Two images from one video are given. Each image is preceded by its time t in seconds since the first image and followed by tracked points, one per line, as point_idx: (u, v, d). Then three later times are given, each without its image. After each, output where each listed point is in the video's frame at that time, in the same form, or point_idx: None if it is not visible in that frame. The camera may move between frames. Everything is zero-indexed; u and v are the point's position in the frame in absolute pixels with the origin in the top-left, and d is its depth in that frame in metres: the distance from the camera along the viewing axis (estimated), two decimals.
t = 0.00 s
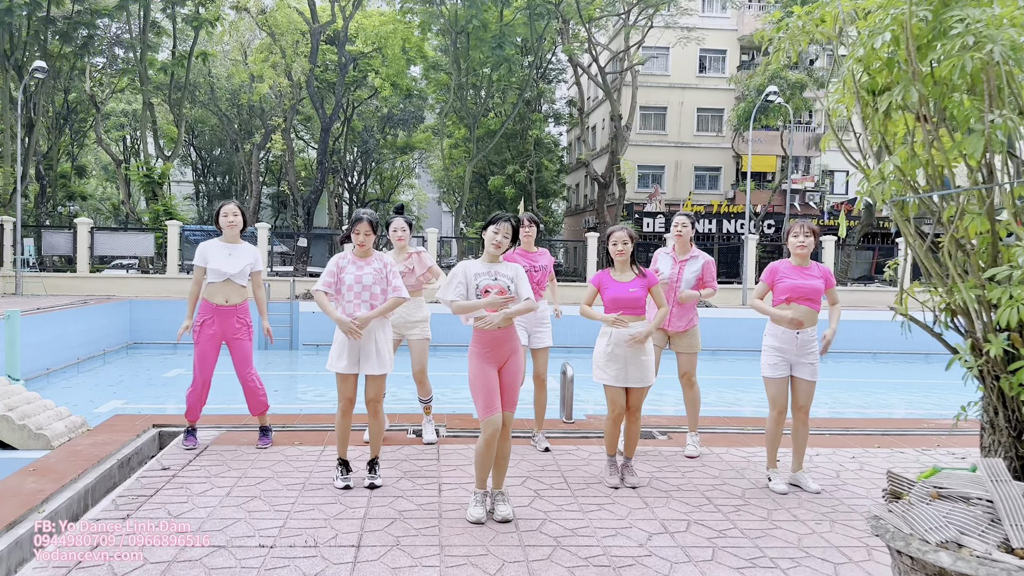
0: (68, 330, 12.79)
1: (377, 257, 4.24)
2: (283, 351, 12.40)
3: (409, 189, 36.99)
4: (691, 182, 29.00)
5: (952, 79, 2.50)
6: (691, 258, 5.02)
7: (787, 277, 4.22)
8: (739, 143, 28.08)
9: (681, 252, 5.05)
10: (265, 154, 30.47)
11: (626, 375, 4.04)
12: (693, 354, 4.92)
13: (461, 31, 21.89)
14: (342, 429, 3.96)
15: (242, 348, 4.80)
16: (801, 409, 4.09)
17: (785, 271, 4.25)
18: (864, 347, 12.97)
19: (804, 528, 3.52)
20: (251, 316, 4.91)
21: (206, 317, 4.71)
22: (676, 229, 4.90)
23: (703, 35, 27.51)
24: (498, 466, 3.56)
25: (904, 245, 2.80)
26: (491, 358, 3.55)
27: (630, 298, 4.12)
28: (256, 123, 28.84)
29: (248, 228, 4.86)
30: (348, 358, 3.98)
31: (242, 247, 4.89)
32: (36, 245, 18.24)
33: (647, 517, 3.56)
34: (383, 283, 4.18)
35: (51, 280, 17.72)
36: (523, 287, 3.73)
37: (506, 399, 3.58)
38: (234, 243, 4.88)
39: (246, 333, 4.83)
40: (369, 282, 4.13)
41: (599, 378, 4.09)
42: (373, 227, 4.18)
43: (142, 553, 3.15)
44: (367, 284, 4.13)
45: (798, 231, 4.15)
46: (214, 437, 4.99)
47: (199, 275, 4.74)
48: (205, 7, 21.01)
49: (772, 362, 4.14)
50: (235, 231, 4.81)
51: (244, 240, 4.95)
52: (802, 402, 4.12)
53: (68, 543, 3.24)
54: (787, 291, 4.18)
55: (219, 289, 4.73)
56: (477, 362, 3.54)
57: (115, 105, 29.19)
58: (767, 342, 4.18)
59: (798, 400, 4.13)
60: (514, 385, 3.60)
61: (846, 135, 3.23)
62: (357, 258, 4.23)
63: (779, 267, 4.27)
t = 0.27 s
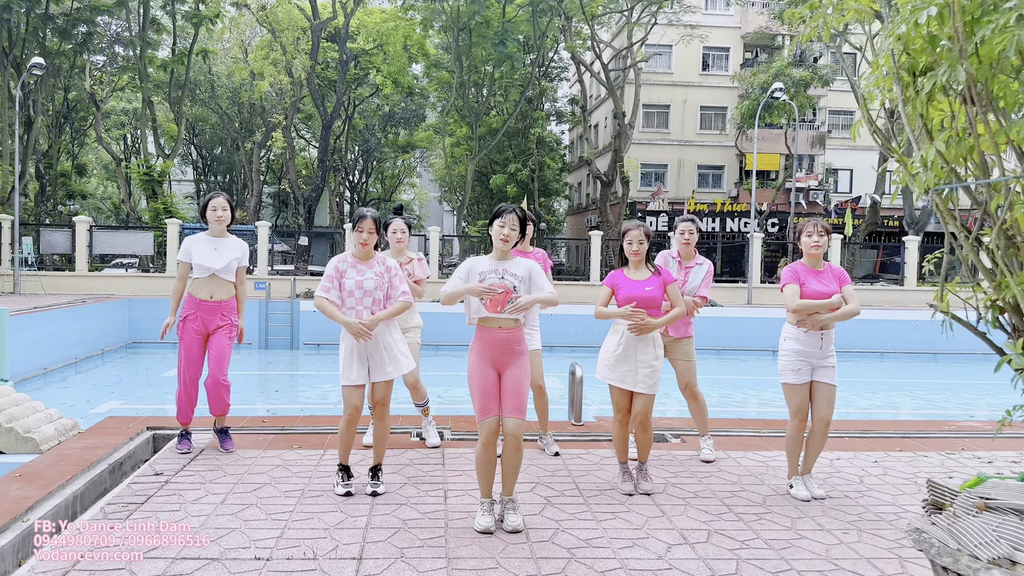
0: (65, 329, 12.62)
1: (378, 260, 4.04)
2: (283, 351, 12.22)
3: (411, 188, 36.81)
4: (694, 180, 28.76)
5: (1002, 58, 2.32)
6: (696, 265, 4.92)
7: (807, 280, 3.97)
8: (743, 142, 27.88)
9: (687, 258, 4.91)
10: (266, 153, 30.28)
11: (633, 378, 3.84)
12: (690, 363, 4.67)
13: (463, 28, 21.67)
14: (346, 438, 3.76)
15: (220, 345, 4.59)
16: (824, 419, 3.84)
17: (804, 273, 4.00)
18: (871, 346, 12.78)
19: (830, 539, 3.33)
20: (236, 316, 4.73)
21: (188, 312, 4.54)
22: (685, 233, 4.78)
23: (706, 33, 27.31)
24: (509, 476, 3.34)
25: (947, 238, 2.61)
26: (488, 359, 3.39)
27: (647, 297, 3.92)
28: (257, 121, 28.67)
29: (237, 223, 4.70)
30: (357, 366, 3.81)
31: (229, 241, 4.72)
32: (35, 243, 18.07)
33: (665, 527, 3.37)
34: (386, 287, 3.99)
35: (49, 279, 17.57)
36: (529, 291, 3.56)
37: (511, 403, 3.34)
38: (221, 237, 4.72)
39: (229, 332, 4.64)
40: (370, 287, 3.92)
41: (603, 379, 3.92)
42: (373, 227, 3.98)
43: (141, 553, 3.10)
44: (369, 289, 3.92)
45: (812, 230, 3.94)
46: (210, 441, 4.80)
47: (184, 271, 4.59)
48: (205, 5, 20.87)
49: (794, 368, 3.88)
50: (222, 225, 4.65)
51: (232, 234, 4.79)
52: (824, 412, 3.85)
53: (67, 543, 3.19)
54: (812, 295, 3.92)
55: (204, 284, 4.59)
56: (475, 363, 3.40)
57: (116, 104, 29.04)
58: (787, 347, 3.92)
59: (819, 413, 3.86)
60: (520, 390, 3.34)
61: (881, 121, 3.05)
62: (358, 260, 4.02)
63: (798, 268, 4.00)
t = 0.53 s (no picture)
0: (61, 328, 12.45)
1: (373, 248, 3.86)
2: (281, 351, 12.06)
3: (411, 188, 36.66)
4: (695, 179, 28.59)
5: None
6: (697, 247, 4.77)
7: (821, 270, 3.78)
8: (744, 140, 27.72)
9: (685, 240, 4.74)
10: (265, 152, 30.12)
11: (660, 380, 3.70)
12: (715, 349, 4.56)
13: (464, 25, 21.49)
14: (333, 434, 3.64)
15: (228, 344, 4.45)
16: (839, 416, 3.70)
17: (816, 262, 3.82)
18: (877, 345, 12.61)
19: (850, 545, 3.16)
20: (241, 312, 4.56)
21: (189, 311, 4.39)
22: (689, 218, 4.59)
23: (708, 31, 27.14)
24: (506, 481, 3.19)
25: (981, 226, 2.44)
26: (486, 357, 3.22)
27: (651, 291, 3.75)
28: (256, 120, 28.50)
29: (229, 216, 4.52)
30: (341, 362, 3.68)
31: (222, 235, 4.53)
32: (32, 242, 17.91)
33: (676, 533, 3.20)
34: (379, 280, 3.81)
35: (46, 277, 17.45)
36: (538, 285, 3.33)
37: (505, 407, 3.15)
38: (214, 231, 4.54)
39: (233, 329, 4.46)
40: (367, 280, 3.76)
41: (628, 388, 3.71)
42: (364, 212, 3.81)
43: (147, 553, 2.99)
44: (366, 281, 3.76)
45: (829, 220, 3.79)
46: (200, 442, 4.64)
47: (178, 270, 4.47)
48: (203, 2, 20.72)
49: (809, 367, 3.71)
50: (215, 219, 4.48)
51: (225, 226, 4.60)
52: (839, 410, 3.70)
53: (68, 541, 3.08)
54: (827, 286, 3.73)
55: (202, 282, 4.42)
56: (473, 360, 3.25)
57: (115, 102, 28.88)
58: (802, 345, 3.74)
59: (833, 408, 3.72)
60: (516, 395, 3.16)
61: (907, 100, 2.88)
62: (351, 251, 3.85)
63: (810, 260, 3.82)
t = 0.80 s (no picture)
0: (55, 327, 12.29)
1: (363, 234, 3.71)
2: (277, 350, 11.89)
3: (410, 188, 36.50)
4: (696, 179, 28.42)
5: None
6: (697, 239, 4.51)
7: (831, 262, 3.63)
8: (745, 140, 27.57)
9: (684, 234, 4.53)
10: (264, 152, 29.94)
11: (656, 370, 3.51)
12: (712, 346, 4.38)
13: (463, 23, 21.29)
14: (322, 435, 3.47)
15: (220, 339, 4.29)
16: (851, 413, 3.54)
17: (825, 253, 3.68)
18: (880, 345, 12.44)
19: (866, 550, 2.99)
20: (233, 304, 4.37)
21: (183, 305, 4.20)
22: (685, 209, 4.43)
23: (708, 30, 26.99)
24: (509, 480, 3.03)
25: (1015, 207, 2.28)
26: (491, 350, 3.04)
27: (657, 280, 3.61)
28: (255, 120, 28.32)
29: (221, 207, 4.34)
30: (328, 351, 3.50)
31: (214, 225, 4.37)
32: (27, 241, 17.74)
33: (681, 538, 3.03)
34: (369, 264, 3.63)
35: (40, 276, 17.32)
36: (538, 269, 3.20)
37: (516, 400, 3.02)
38: (206, 221, 4.37)
39: (227, 323, 4.30)
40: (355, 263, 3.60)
41: (623, 375, 3.55)
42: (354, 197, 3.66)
43: (148, 553, 2.87)
44: (354, 265, 3.60)
45: (838, 210, 3.62)
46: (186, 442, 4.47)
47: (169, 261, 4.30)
48: None
49: (822, 361, 3.53)
50: (207, 208, 4.28)
51: (217, 217, 4.44)
52: (852, 405, 3.54)
53: (68, 539, 2.96)
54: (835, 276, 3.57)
55: (196, 274, 4.21)
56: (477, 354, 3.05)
57: (112, 102, 28.72)
58: (814, 339, 3.57)
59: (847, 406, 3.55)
60: (528, 385, 3.04)
61: (934, 72, 2.70)
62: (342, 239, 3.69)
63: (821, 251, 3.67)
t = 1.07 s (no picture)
0: (50, 329, 12.18)
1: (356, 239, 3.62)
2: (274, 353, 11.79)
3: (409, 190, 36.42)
4: (696, 180, 28.32)
5: None
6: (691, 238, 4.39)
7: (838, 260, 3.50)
8: (746, 141, 27.47)
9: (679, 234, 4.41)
10: (262, 153, 29.85)
11: (645, 375, 3.43)
12: (693, 356, 4.35)
13: (462, 23, 21.18)
14: (319, 446, 3.35)
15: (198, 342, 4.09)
16: (859, 416, 3.43)
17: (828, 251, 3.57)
18: (883, 346, 12.33)
19: (876, 560, 2.88)
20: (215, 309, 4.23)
21: (164, 306, 4.06)
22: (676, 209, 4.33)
23: (708, 30, 26.91)
24: (506, 490, 2.90)
25: None
26: (488, 354, 2.93)
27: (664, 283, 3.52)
28: (253, 121, 28.24)
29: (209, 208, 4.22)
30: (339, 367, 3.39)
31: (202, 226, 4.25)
32: (23, 242, 17.63)
33: (684, 547, 2.91)
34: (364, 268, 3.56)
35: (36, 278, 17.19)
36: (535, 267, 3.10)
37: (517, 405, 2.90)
38: (193, 222, 4.25)
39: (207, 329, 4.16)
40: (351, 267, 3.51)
41: (611, 375, 3.50)
42: (348, 203, 3.56)
43: (146, 554, 2.82)
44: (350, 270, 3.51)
45: (845, 208, 3.53)
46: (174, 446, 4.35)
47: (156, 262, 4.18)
48: None
49: (830, 362, 3.40)
50: (194, 209, 4.17)
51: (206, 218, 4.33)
52: (860, 408, 3.43)
53: (67, 540, 2.92)
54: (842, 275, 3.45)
55: (180, 276, 4.11)
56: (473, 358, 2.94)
57: (110, 103, 28.63)
58: (820, 339, 3.45)
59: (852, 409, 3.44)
60: (527, 390, 2.91)
61: (948, 60, 2.61)
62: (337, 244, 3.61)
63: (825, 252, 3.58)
